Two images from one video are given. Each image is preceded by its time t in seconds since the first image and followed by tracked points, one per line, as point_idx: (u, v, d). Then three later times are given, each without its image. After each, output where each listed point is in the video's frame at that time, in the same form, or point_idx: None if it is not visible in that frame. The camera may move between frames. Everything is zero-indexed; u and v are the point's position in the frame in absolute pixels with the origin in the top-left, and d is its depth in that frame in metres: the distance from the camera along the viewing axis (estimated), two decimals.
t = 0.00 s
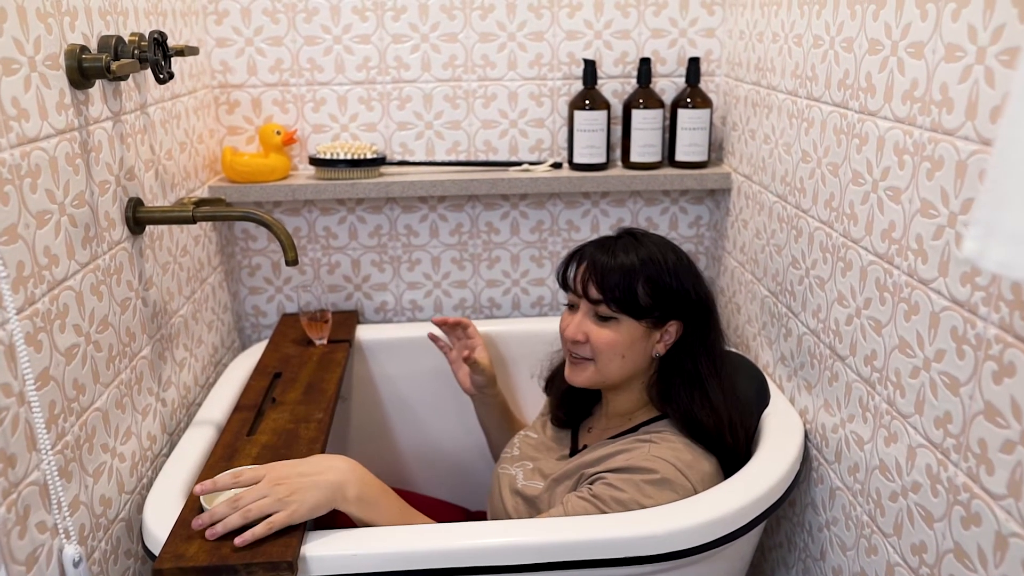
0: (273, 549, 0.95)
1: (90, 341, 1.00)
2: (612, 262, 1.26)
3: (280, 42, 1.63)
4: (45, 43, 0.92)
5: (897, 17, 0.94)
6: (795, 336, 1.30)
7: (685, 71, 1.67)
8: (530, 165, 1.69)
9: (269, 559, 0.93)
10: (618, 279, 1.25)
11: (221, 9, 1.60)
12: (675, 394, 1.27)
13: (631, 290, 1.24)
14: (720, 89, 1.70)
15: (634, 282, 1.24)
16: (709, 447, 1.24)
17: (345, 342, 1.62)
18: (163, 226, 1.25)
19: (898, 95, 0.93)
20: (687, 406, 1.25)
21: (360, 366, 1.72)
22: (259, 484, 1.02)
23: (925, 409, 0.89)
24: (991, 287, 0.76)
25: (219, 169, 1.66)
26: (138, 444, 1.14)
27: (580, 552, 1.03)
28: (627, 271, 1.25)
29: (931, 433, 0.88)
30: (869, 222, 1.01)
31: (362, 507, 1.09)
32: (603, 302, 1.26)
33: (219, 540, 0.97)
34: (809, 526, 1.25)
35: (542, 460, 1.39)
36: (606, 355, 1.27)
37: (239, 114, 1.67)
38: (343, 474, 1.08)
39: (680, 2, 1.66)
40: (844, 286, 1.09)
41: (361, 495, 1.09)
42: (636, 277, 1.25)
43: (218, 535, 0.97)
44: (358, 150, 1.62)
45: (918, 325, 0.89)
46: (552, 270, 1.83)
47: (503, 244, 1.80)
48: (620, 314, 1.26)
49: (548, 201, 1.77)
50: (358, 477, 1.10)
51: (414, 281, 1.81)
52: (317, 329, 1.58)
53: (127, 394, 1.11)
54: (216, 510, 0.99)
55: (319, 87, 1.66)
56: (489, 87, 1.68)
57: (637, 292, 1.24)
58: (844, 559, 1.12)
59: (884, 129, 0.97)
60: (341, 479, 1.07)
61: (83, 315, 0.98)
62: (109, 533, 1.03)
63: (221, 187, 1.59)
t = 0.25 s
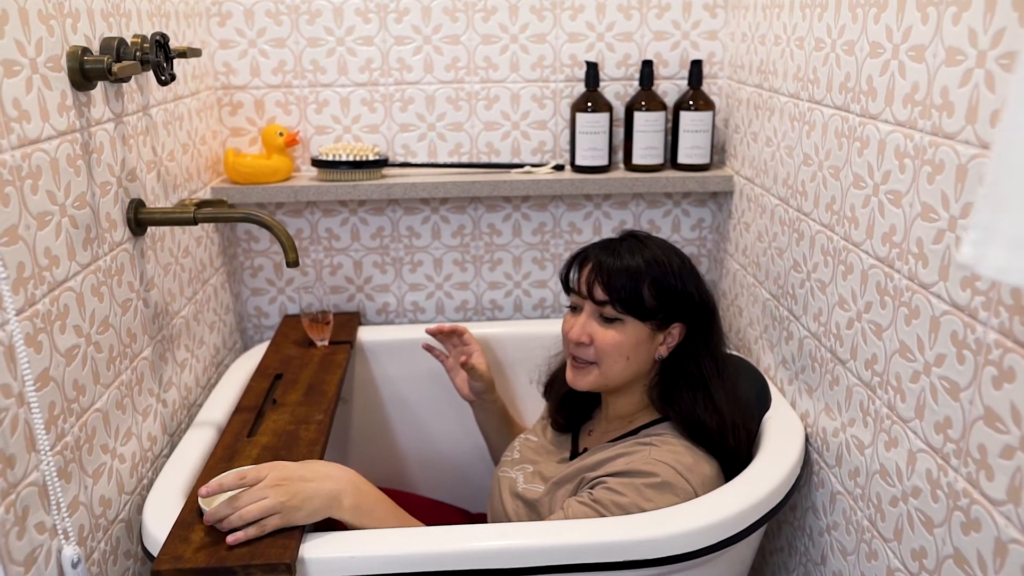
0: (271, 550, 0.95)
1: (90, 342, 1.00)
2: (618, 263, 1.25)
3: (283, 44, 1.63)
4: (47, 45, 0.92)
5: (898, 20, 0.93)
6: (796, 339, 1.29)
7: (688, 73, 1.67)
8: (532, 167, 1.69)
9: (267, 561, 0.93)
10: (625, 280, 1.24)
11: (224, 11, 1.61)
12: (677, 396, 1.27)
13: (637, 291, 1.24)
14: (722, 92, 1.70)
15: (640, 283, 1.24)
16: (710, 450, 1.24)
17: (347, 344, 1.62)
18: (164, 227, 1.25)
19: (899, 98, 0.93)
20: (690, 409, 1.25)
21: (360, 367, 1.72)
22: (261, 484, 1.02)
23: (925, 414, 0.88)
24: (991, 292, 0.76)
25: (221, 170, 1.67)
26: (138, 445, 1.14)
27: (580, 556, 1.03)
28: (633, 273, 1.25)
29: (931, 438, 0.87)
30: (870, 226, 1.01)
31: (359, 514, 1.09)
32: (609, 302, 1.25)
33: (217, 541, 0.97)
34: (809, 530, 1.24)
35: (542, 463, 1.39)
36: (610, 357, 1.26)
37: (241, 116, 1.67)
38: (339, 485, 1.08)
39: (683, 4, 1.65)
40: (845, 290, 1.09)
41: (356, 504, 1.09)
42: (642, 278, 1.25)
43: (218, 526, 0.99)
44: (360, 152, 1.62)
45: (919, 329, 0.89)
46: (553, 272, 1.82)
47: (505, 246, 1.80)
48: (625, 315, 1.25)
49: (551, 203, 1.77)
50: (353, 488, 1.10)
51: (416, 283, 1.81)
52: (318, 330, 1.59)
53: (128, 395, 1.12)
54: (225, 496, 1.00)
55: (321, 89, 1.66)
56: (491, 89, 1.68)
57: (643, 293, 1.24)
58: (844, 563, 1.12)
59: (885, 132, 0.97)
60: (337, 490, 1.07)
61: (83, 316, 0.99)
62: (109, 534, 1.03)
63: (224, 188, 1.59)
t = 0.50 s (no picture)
0: (269, 550, 0.96)
1: (90, 342, 1.00)
2: (623, 265, 1.25)
3: (285, 45, 1.64)
4: (48, 47, 0.93)
5: (897, 22, 0.93)
6: (796, 341, 1.29)
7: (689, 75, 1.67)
8: (534, 169, 1.69)
9: (265, 561, 0.93)
10: (630, 282, 1.24)
11: (226, 12, 1.61)
12: (679, 400, 1.27)
13: (642, 294, 1.24)
14: (724, 93, 1.70)
15: (645, 285, 1.24)
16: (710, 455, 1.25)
17: (348, 344, 1.63)
18: (165, 228, 1.25)
19: (898, 100, 0.93)
20: (692, 413, 1.25)
21: (360, 367, 1.72)
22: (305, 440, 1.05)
23: (924, 416, 0.88)
24: (989, 294, 0.76)
25: (223, 171, 1.67)
26: (139, 445, 1.15)
27: (577, 557, 1.03)
28: (638, 276, 1.25)
29: (930, 440, 0.87)
30: (869, 228, 1.01)
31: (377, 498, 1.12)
32: (614, 304, 1.25)
33: (215, 542, 0.98)
34: (809, 533, 1.24)
35: (542, 466, 1.39)
36: (613, 358, 1.26)
37: (243, 117, 1.67)
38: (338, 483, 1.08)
39: (684, 6, 1.65)
40: (845, 292, 1.09)
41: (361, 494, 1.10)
42: (647, 281, 1.25)
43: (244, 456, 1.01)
44: (362, 153, 1.63)
45: (918, 331, 0.89)
46: (554, 274, 1.82)
47: (506, 247, 1.80)
48: (629, 317, 1.25)
49: (552, 205, 1.77)
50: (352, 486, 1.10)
51: (417, 284, 1.81)
52: (319, 331, 1.59)
53: (128, 395, 1.12)
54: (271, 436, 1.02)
55: (323, 90, 1.67)
56: (493, 91, 1.69)
57: (648, 295, 1.24)
58: (844, 565, 1.11)
59: (885, 134, 0.96)
60: (360, 469, 1.11)
61: (83, 316, 0.99)
62: (109, 533, 1.03)
63: (225, 189, 1.60)
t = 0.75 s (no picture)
0: (269, 547, 0.96)
1: (93, 338, 1.01)
2: (629, 265, 1.25)
3: (288, 43, 1.64)
4: (51, 45, 0.93)
5: (899, 20, 0.93)
6: (799, 340, 1.29)
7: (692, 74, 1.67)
8: (536, 167, 1.70)
9: (265, 557, 0.94)
10: (637, 281, 1.24)
11: (230, 11, 1.61)
12: (684, 398, 1.27)
13: (649, 293, 1.24)
14: (727, 93, 1.69)
15: (651, 284, 1.24)
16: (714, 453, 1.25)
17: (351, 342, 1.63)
18: (168, 226, 1.26)
19: (900, 99, 0.93)
20: (696, 411, 1.25)
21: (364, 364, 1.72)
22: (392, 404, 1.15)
23: (925, 416, 0.88)
24: (990, 293, 0.76)
25: (227, 169, 1.68)
26: (141, 441, 1.15)
27: (578, 554, 1.03)
28: (644, 275, 1.25)
29: (930, 440, 0.87)
30: (871, 227, 1.01)
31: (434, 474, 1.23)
32: (621, 304, 1.25)
33: (216, 537, 0.98)
34: (811, 532, 1.24)
35: (543, 464, 1.39)
36: (620, 358, 1.25)
37: (247, 115, 1.68)
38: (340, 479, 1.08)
39: (688, 5, 1.65)
40: (846, 291, 1.08)
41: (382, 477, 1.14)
42: (653, 280, 1.25)
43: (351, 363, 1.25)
44: (365, 151, 1.63)
45: (918, 330, 0.89)
46: (557, 273, 1.82)
47: (509, 246, 1.80)
48: (637, 316, 1.25)
49: (554, 204, 1.77)
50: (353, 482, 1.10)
51: (420, 283, 1.81)
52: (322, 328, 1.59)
53: (131, 392, 1.12)
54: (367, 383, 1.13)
55: (326, 88, 1.67)
56: (496, 89, 1.69)
57: (654, 294, 1.24)
58: (845, 565, 1.11)
59: (887, 133, 0.96)
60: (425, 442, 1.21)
61: (86, 313, 0.99)
62: (111, 529, 1.04)
63: (229, 187, 1.60)
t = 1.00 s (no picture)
0: (269, 545, 0.96)
1: (95, 337, 1.01)
2: (633, 264, 1.25)
3: (290, 43, 1.64)
4: (52, 44, 0.93)
5: (900, 19, 0.93)
6: (800, 340, 1.29)
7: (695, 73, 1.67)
8: (538, 167, 1.70)
9: (265, 555, 0.94)
10: (641, 281, 1.24)
11: (232, 10, 1.62)
12: (687, 395, 1.28)
13: (653, 291, 1.24)
14: (729, 92, 1.69)
15: (655, 283, 1.24)
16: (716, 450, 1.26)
17: (353, 341, 1.63)
18: (170, 224, 1.26)
19: (901, 98, 0.93)
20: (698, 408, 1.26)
21: (365, 363, 1.73)
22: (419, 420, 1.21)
23: (925, 415, 0.88)
24: (990, 292, 0.76)
25: (229, 168, 1.68)
26: (143, 439, 1.16)
27: (578, 554, 1.03)
28: (648, 273, 1.25)
29: (931, 439, 0.87)
30: (872, 226, 1.00)
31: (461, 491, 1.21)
32: (626, 303, 1.24)
33: (216, 536, 0.98)
34: (811, 532, 1.24)
35: (544, 463, 1.40)
36: (626, 358, 1.25)
37: (249, 114, 1.68)
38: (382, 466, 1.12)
39: (690, 4, 1.65)
40: (847, 290, 1.08)
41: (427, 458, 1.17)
42: (657, 279, 1.25)
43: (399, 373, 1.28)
44: (367, 151, 1.63)
45: (919, 330, 0.89)
46: (559, 272, 1.82)
47: (511, 246, 1.80)
48: (641, 316, 1.25)
49: (556, 203, 1.77)
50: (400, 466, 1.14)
51: (422, 282, 1.82)
52: (324, 327, 1.60)
53: (132, 390, 1.13)
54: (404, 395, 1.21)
55: (328, 88, 1.67)
56: (498, 89, 1.69)
57: (659, 293, 1.24)
58: (845, 564, 1.11)
59: (887, 132, 0.96)
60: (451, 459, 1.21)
61: (88, 312, 1.00)
62: (112, 527, 1.04)
63: (231, 186, 1.61)
